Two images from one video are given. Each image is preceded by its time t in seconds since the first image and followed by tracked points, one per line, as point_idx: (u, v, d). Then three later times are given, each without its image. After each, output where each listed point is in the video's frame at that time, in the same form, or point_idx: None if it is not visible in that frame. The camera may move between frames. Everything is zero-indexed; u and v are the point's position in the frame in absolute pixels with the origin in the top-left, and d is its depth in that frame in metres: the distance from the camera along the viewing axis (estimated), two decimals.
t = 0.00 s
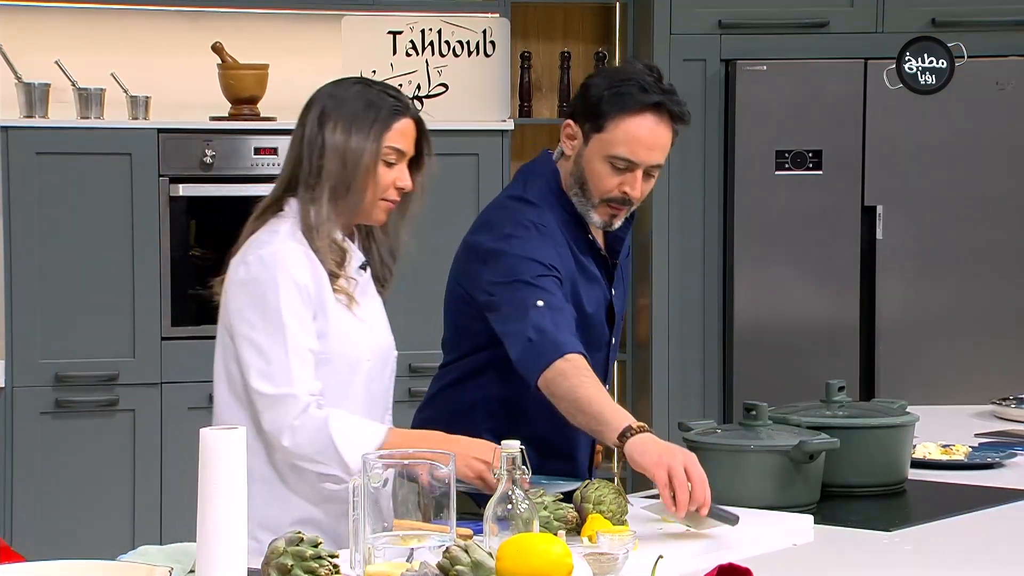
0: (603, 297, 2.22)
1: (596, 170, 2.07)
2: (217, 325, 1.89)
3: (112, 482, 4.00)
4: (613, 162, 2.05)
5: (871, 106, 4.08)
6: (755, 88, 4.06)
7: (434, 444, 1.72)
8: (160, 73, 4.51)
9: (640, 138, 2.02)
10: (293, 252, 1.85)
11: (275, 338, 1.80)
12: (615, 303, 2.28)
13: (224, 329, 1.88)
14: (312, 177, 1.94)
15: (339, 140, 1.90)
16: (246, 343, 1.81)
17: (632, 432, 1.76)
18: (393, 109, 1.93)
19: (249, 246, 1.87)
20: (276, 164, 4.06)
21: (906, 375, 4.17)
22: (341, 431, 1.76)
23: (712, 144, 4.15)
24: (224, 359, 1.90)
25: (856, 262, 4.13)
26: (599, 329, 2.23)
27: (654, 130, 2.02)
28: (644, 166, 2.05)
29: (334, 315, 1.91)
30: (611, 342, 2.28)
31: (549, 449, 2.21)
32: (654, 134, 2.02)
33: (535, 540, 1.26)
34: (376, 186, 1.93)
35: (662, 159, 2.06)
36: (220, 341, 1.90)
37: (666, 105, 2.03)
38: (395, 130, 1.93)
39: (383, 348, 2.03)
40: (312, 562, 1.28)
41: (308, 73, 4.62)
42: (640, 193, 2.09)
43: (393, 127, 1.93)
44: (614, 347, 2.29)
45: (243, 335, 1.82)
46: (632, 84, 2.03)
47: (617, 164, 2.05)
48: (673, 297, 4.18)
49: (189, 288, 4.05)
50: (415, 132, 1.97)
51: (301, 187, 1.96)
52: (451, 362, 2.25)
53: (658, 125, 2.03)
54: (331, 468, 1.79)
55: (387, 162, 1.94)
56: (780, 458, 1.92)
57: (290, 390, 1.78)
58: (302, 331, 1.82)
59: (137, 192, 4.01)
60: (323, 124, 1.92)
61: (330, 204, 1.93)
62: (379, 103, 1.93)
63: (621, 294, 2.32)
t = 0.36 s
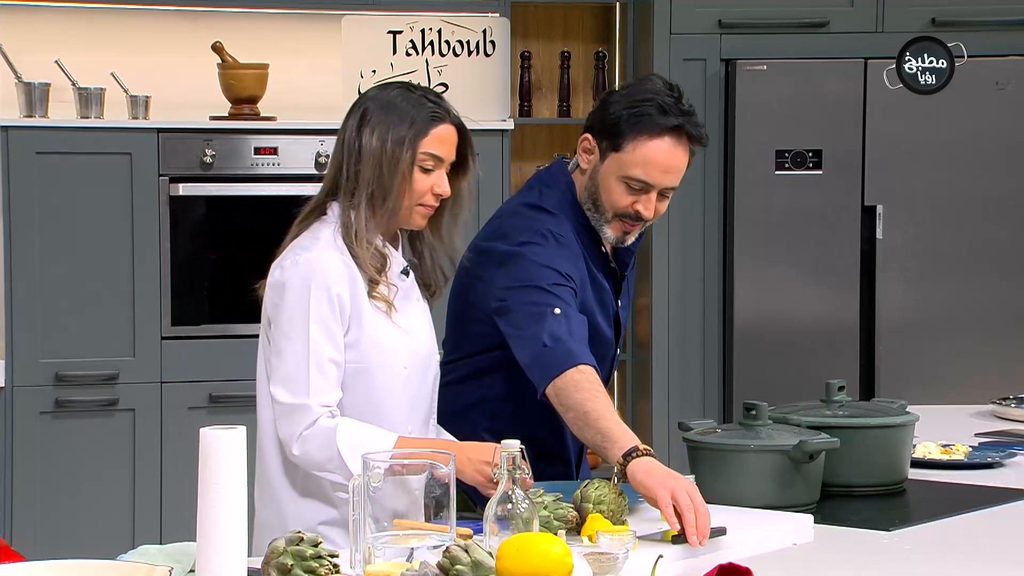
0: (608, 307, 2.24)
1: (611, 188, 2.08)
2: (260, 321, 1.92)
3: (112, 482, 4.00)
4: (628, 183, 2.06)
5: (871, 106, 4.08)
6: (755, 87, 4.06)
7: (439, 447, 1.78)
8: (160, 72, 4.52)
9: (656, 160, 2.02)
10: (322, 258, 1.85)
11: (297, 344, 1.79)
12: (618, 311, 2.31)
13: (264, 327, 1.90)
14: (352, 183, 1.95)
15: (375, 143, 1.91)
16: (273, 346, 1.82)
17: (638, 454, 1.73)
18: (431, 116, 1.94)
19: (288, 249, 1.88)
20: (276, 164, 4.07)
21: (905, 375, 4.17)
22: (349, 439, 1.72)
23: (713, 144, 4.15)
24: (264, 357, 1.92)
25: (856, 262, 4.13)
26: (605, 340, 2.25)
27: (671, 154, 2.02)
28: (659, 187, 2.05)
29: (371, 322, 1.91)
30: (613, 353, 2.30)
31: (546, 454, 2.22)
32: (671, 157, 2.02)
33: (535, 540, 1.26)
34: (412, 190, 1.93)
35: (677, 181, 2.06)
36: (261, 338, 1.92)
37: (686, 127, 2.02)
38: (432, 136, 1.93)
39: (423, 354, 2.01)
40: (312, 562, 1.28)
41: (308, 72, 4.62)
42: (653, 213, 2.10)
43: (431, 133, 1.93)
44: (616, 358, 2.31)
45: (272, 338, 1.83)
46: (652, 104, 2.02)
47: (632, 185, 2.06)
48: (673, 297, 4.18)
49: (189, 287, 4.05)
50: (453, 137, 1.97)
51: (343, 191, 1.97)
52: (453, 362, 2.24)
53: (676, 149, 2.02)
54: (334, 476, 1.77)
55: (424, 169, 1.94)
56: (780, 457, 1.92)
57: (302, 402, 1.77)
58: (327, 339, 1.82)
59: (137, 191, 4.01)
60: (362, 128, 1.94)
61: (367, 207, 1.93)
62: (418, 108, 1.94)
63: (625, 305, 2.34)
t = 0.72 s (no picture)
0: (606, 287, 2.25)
1: (600, 156, 2.09)
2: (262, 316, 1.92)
3: (112, 482, 4.00)
4: (614, 147, 2.07)
5: (871, 105, 4.08)
6: (755, 87, 4.06)
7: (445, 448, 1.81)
8: (160, 72, 4.51)
9: (638, 121, 2.03)
10: (329, 255, 1.85)
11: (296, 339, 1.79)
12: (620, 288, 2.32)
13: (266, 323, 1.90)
14: (369, 184, 1.95)
15: (397, 145, 1.91)
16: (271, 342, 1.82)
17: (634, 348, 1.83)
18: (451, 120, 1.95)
19: (294, 245, 1.88)
20: (276, 164, 4.07)
21: (905, 375, 4.17)
22: (339, 441, 1.75)
23: (713, 144, 4.15)
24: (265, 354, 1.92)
25: (855, 262, 4.13)
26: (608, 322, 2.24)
27: (650, 111, 2.04)
28: (646, 148, 2.06)
29: (376, 322, 1.90)
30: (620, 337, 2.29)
31: (562, 445, 2.22)
32: (652, 116, 2.03)
33: (535, 540, 1.26)
34: (431, 195, 1.94)
35: (664, 139, 2.06)
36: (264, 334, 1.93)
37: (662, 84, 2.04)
38: (451, 140, 1.94)
39: (428, 358, 2.00)
40: (312, 562, 1.28)
41: (308, 72, 4.62)
42: (646, 174, 2.10)
43: (450, 136, 1.94)
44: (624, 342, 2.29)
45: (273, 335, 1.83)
46: (627, 69, 2.04)
47: (619, 149, 2.06)
48: (673, 297, 4.18)
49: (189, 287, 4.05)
50: (469, 142, 1.98)
51: (356, 186, 1.97)
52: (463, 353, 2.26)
53: (655, 105, 2.04)
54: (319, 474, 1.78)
55: (443, 172, 1.95)
56: (780, 457, 1.92)
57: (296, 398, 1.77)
58: (327, 336, 1.82)
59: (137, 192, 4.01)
60: (381, 127, 1.94)
61: (384, 209, 1.94)
62: (438, 111, 1.94)
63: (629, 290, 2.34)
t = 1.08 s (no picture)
0: (628, 260, 2.40)
1: (600, 120, 2.30)
2: (282, 316, 1.87)
3: (112, 481, 4.00)
4: (614, 109, 2.28)
5: (870, 105, 4.08)
6: (755, 86, 4.06)
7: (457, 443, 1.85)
8: (161, 72, 4.51)
9: (632, 82, 2.25)
10: (360, 253, 1.84)
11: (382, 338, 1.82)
12: (647, 268, 2.41)
13: (281, 327, 1.87)
14: (365, 191, 1.93)
15: (401, 152, 1.91)
16: (336, 342, 1.83)
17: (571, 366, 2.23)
18: (449, 128, 1.96)
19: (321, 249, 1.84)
20: (276, 163, 4.07)
21: (905, 375, 4.17)
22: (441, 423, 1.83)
23: (713, 143, 4.15)
24: (266, 358, 1.89)
25: (855, 262, 4.14)
26: (631, 295, 2.38)
27: (642, 70, 2.26)
28: (641, 106, 2.26)
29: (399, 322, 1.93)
30: (653, 311, 2.41)
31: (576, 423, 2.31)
32: (644, 74, 2.25)
33: (536, 540, 1.26)
34: (429, 198, 1.96)
35: (658, 98, 2.27)
36: (266, 339, 1.88)
37: (649, 46, 2.27)
38: (447, 147, 1.95)
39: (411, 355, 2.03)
40: (313, 561, 1.28)
41: (308, 71, 4.62)
42: (647, 132, 2.29)
43: (445, 143, 1.95)
44: (658, 315, 2.42)
45: (324, 334, 1.83)
46: (615, 37, 2.28)
47: (618, 110, 2.28)
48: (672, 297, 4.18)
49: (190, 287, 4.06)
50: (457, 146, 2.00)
51: (350, 193, 1.94)
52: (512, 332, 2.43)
53: (647, 65, 2.26)
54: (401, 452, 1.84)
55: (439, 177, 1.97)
56: (780, 457, 1.92)
57: (384, 387, 1.82)
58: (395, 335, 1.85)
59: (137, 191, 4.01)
60: (380, 136, 1.92)
61: (387, 215, 1.93)
62: (434, 118, 1.95)
63: (666, 266, 2.44)
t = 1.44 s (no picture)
0: (640, 262, 2.35)
1: (631, 131, 2.26)
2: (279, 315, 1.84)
3: (113, 481, 4.00)
4: (643, 122, 2.23)
5: (870, 105, 4.08)
6: (755, 86, 4.06)
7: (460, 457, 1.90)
8: (161, 72, 4.51)
9: (663, 98, 2.19)
10: (361, 261, 1.82)
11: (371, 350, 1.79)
12: (660, 271, 2.35)
13: (281, 327, 1.83)
14: (352, 202, 1.92)
15: (390, 164, 1.90)
16: (329, 348, 1.80)
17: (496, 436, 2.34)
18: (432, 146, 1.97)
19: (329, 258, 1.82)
20: (276, 163, 4.07)
21: (905, 375, 4.17)
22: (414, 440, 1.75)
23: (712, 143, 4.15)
24: (262, 358, 1.85)
25: (855, 262, 4.14)
26: (636, 295, 2.34)
27: (675, 87, 2.19)
28: (669, 122, 2.20)
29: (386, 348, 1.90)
30: (660, 315, 2.35)
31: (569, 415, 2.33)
32: (674, 91, 2.19)
33: (536, 540, 1.26)
34: (414, 211, 1.95)
35: (690, 115, 2.20)
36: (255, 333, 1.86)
37: (685, 63, 2.20)
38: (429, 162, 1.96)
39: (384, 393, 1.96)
40: (312, 562, 1.28)
41: (308, 71, 4.62)
42: (676, 147, 2.23)
43: (429, 158, 1.95)
44: (667, 320, 2.35)
45: (328, 337, 1.80)
46: (655, 50, 2.23)
47: (647, 123, 2.22)
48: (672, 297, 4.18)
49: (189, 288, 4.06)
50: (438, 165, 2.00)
51: (335, 203, 1.92)
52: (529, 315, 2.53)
53: (680, 82, 2.20)
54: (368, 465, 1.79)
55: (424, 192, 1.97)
56: (780, 457, 1.92)
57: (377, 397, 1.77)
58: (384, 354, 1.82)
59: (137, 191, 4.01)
60: (370, 148, 1.91)
61: (374, 226, 1.92)
62: (419, 136, 1.95)
63: (687, 274, 2.38)
